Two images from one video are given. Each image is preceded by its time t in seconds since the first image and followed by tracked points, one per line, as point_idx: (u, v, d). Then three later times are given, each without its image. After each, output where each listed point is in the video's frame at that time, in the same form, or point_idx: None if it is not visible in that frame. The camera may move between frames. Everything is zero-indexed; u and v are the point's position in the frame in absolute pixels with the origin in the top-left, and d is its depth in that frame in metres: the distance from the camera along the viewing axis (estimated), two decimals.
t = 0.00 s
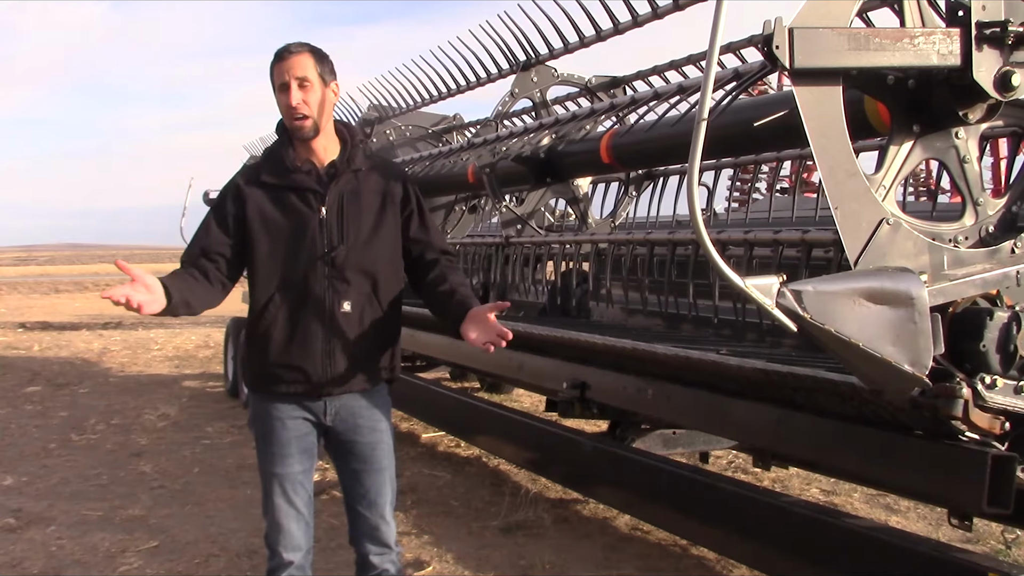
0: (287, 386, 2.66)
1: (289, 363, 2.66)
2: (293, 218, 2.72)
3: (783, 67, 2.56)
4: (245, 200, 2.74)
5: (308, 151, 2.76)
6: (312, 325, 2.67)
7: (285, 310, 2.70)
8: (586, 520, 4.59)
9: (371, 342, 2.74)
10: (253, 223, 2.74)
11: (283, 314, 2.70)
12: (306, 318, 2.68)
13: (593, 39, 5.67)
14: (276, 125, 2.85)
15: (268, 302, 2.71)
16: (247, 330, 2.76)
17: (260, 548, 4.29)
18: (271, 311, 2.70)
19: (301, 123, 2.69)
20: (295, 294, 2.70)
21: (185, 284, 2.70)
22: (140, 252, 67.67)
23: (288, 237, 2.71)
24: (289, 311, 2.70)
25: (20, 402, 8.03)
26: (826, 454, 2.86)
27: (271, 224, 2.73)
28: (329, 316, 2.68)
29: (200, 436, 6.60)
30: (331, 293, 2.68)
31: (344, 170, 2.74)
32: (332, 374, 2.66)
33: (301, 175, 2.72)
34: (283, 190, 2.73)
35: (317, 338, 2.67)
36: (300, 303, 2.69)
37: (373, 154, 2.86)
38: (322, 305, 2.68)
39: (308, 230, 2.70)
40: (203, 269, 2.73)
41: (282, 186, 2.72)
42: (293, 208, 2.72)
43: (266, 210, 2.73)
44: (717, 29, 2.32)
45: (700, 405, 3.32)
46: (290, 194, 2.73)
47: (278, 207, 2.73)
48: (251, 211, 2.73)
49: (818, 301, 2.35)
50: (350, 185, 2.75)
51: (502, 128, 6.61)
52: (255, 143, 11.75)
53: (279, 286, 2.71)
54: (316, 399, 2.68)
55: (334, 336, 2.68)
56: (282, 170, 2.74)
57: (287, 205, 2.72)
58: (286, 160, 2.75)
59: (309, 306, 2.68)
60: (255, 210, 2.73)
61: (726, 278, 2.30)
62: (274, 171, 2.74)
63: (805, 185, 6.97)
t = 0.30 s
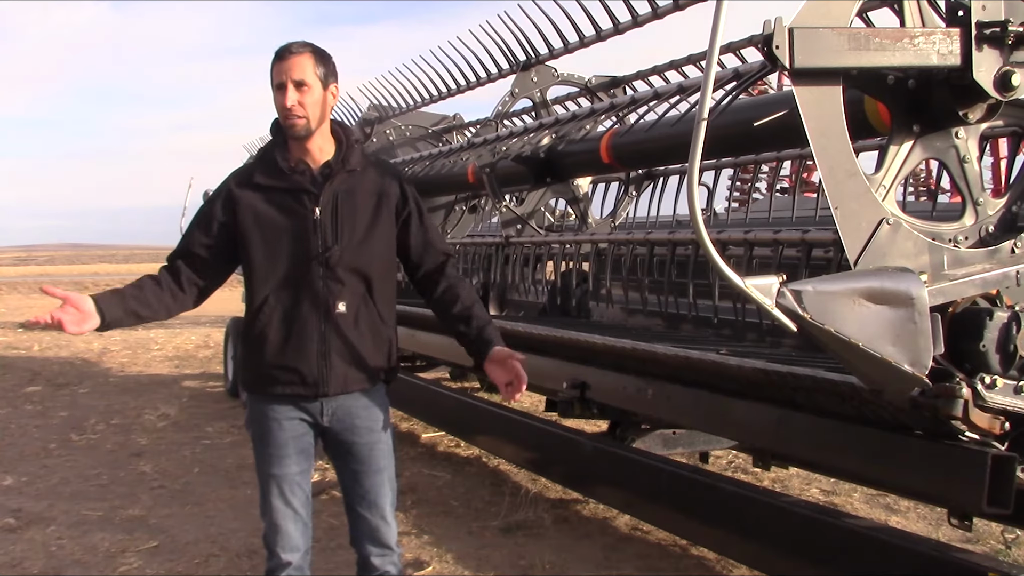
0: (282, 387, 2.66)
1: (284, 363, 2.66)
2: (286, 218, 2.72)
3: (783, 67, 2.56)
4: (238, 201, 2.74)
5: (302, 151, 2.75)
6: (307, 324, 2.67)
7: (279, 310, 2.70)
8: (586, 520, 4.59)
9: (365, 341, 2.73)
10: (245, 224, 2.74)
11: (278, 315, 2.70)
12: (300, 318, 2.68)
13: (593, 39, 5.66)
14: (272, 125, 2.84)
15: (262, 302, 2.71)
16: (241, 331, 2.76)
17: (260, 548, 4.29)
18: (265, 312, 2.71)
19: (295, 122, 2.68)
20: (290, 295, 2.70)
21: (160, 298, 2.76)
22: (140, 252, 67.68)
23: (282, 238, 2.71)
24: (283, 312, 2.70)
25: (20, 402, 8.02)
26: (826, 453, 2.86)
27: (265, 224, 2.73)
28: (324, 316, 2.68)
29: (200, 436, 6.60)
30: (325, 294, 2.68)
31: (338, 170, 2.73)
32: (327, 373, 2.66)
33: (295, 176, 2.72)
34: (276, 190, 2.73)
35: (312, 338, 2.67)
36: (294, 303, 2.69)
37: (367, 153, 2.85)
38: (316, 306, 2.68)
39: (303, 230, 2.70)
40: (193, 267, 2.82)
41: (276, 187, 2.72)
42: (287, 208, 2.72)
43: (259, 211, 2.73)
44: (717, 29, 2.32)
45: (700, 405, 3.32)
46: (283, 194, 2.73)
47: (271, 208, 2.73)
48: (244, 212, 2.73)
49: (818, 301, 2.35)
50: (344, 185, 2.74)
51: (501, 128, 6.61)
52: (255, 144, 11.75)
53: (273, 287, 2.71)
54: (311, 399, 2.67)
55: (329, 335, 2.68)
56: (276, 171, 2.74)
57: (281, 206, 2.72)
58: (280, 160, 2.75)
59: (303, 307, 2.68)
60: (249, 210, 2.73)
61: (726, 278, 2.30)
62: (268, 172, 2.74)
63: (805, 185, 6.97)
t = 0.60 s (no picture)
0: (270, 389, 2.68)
1: (273, 363, 2.67)
2: (279, 219, 2.71)
3: (783, 67, 2.56)
4: (232, 201, 2.74)
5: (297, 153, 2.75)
6: (295, 326, 2.67)
7: (269, 312, 2.69)
8: (586, 520, 4.59)
9: (357, 343, 2.72)
10: (238, 225, 2.73)
11: (268, 315, 2.69)
12: (288, 319, 2.68)
13: (593, 39, 5.66)
14: (269, 126, 2.85)
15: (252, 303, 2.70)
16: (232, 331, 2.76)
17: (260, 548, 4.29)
18: (255, 313, 2.70)
19: (291, 123, 2.67)
20: (280, 296, 2.69)
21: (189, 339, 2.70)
22: (139, 253, 67.68)
23: (273, 239, 2.71)
24: (273, 313, 2.69)
25: (20, 402, 8.02)
26: (826, 454, 2.86)
27: (256, 226, 2.72)
28: (313, 318, 2.67)
29: (200, 436, 6.60)
30: (314, 295, 2.68)
31: (330, 172, 2.72)
32: (315, 375, 2.66)
33: (290, 177, 2.72)
34: (270, 191, 2.73)
35: (301, 339, 2.67)
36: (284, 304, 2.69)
37: (363, 156, 2.84)
38: (305, 307, 2.68)
39: (294, 232, 2.71)
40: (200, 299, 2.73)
41: (269, 187, 2.72)
42: (280, 209, 2.72)
43: (252, 212, 2.72)
44: (717, 29, 2.32)
45: (701, 405, 3.32)
46: (276, 196, 2.73)
47: (265, 208, 2.72)
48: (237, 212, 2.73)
49: (818, 301, 2.35)
50: (335, 187, 2.73)
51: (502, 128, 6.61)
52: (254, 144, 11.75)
53: (263, 288, 2.70)
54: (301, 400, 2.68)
55: (317, 337, 2.67)
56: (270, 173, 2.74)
57: (274, 207, 2.72)
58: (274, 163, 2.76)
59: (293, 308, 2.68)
60: (242, 211, 2.73)
61: (726, 278, 2.30)
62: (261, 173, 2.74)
63: (805, 185, 6.98)
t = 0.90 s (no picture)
0: (265, 388, 2.68)
1: (271, 363, 2.67)
2: (275, 219, 2.71)
3: (783, 67, 2.56)
4: (227, 201, 2.71)
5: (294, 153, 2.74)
6: (293, 326, 2.68)
7: (267, 312, 2.69)
8: (586, 520, 4.59)
9: (356, 342, 2.74)
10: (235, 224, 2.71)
11: (265, 315, 2.69)
12: (285, 320, 2.68)
13: (593, 39, 5.67)
14: (261, 125, 2.83)
15: (250, 303, 2.70)
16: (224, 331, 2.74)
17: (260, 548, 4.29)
18: (252, 313, 2.70)
19: (293, 126, 2.67)
20: (278, 296, 2.69)
21: (185, 336, 2.67)
22: (139, 253, 67.69)
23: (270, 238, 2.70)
24: (270, 313, 2.69)
25: (20, 402, 8.02)
26: (826, 453, 2.86)
27: (254, 225, 2.71)
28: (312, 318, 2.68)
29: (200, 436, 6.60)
30: (311, 295, 2.69)
31: (325, 172, 2.73)
32: (313, 374, 2.67)
33: (284, 177, 2.71)
34: (266, 191, 2.71)
35: (299, 339, 2.67)
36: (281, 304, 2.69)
37: (357, 155, 2.84)
38: (303, 307, 2.68)
39: (291, 231, 2.71)
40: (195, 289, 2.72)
41: (265, 187, 2.70)
42: (276, 209, 2.71)
43: (248, 212, 2.71)
44: (717, 29, 2.32)
45: (701, 405, 3.32)
46: (272, 195, 2.71)
47: (261, 208, 2.71)
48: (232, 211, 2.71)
49: (819, 300, 2.35)
50: (331, 187, 2.73)
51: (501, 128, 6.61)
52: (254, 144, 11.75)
53: (260, 289, 2.70)
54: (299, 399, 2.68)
55: (315, 337, 2.68)
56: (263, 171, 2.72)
57: (269, 206, 2.71)
58: (270, 161, 2.73)
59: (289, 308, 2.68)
60: (238, 211, 2.71)
61: (726, 278, 2.30)
62: (255, 171, 2.72)
63: (805, 185, 6.98)
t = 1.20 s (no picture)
0: (266, 387, 2.67)
1: (271, 362, 2.67)
2: (275, 218, 2.72)
3: (783, 67, 2.56)
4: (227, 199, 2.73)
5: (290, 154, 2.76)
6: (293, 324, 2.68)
7: (267, 311, 2.69)
8: (586, 520, 4.59)
9: (356, 339, 2.74)
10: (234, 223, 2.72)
11: (266, 315, 2.69)
12: (286, 318, 2.68)
13: (593, 39, 5.66)
14: (255, 125, 2.84)
15: (250, 302, 2.69)
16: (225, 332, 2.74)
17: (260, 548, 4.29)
18: (252, 312, 2.70)
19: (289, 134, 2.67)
20: (279, 295, 2.70)
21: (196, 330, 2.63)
22: (139, 253, 67.68)
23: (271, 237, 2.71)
24: (271, 312, 2.69)
25: (20, 402, 8.02)
26: (826, 453, 2.86)
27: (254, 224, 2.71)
28: (312, 316, 2.68)
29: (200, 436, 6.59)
30: (311, 292, 2.69)
31: (321, 171, 2.74)
32: (315, 372, 2.67)
33: (282, 176, 2.72)
34: (265, 191, 2.73)
35: (300, 337, 2.67)
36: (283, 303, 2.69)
37: (352, 156, 2.85)
38: (304, 305, 2.68)
39: (291, 229, 2.71)
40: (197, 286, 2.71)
41: (264, 187, 2.72)
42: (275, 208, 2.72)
43: (248, 211, 2.72)
44: (717, 29, 2.32)
45: (700, 406, 3.32)
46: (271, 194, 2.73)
47: (260, 207, 2.72)
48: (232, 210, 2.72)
49: (818, 300, 2.35)
50: (328, 186, 2.74)
51: (502, 128, 6.61)
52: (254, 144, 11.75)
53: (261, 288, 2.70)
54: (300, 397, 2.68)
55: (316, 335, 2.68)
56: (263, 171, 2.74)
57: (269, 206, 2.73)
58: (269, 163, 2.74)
59: (291, 306, 2.69)
60: (238, 210, 2.72)
61: (726, 278, 2.30)
62: (254, 171, 2.74)
63: (805, 185, 6.98)
